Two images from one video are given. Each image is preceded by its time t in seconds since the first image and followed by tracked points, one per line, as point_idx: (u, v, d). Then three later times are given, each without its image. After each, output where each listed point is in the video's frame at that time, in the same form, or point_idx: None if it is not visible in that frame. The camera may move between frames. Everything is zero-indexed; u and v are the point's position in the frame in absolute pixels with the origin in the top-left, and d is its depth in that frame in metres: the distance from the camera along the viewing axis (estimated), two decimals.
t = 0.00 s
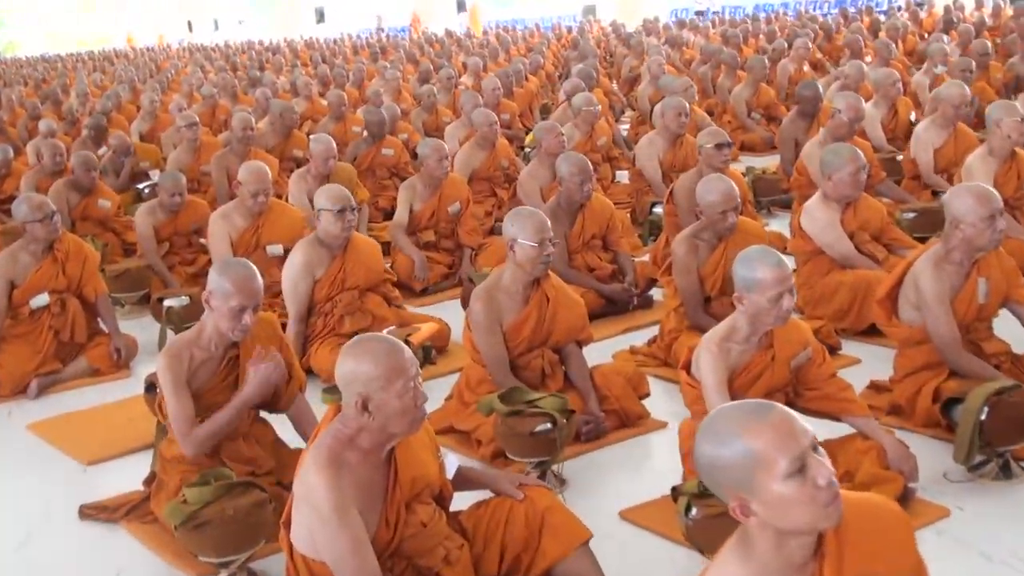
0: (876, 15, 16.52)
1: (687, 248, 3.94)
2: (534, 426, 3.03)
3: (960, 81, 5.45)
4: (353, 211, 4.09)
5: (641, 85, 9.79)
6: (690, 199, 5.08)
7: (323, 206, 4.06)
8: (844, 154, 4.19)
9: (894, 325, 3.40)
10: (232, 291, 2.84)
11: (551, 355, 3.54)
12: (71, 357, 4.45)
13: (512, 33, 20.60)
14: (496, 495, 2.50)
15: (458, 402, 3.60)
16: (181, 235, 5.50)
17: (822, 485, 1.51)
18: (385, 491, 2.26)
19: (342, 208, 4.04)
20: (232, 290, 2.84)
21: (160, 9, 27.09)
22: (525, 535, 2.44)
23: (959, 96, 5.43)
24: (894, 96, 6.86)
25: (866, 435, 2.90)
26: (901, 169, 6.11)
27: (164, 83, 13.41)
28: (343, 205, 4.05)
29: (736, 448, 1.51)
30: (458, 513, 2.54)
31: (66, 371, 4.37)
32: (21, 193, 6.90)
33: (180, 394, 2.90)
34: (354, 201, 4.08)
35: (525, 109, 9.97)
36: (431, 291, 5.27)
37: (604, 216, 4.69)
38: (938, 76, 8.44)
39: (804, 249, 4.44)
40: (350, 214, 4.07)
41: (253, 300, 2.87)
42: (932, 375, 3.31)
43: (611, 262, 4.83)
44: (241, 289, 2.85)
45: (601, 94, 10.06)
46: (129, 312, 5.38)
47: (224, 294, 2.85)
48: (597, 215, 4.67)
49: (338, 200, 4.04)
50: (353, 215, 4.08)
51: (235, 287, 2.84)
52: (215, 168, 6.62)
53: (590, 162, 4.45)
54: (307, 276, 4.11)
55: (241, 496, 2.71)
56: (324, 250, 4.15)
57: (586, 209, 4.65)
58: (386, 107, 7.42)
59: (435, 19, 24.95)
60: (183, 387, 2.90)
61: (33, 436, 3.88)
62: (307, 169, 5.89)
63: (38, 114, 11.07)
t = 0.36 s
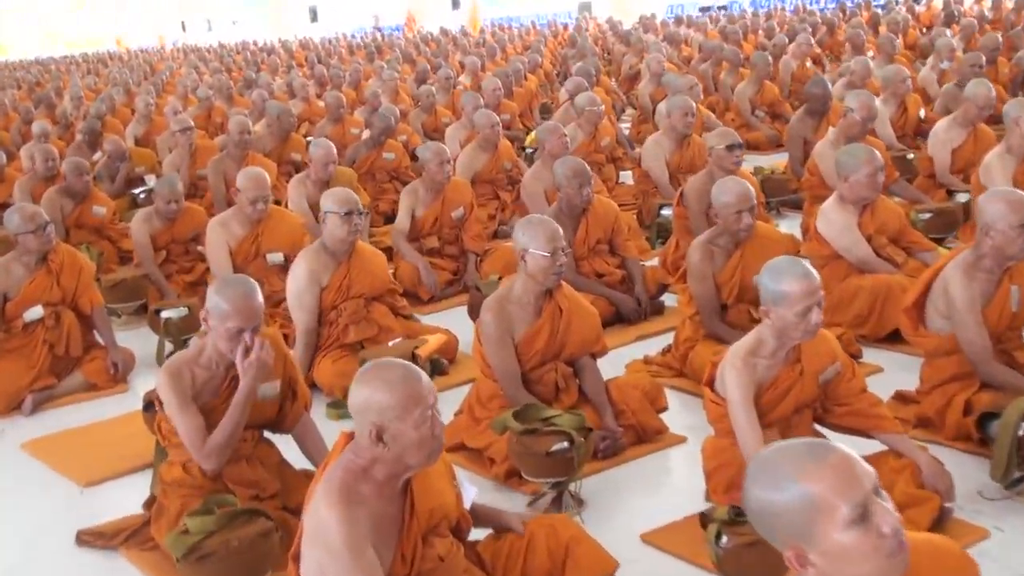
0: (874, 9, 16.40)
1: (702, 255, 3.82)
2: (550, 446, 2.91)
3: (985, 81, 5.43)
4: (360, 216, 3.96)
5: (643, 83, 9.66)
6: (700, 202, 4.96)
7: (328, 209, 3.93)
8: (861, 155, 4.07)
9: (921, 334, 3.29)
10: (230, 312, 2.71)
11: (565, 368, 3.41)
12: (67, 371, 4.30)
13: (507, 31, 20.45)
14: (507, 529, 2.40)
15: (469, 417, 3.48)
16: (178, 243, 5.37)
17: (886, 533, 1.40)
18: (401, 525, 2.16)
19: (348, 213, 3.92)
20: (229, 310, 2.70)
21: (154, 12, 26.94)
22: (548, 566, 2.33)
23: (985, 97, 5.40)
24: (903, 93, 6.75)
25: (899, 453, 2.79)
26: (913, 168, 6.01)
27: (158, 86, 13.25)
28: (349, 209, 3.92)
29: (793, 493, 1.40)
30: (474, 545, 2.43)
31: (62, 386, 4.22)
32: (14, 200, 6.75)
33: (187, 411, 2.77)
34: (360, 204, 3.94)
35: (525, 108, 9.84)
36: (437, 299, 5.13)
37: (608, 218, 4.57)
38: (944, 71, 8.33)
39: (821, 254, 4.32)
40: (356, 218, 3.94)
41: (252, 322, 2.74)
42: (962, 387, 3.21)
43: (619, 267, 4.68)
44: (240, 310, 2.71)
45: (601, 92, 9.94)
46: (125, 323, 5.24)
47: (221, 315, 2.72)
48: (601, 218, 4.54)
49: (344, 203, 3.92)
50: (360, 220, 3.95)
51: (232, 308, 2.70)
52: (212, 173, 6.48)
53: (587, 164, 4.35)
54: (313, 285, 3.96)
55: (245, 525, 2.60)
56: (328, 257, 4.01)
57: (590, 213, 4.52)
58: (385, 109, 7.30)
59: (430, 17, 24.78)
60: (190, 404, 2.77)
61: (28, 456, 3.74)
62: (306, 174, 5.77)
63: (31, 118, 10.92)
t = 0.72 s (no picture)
0: (890, 18, 16.26)
1: (731, 265, 3.69)
2: (576, 463, 2.79)
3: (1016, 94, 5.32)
4: (371, 216, 3.83)
5: (660, 87, 9.53)
6: (725, 210, 4.85)
7: (338, 211, 3.81)
8: (894, 166, 3.94)
9: (960, 355, 3.16)
10: (248, 314, 2.58)
11: (589, 381, 3.29)
12: (72, 369, 4.18)
13: (519, 31, 20.33)
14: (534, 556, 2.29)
15: (488, 429, 3.36)
16: (188, 239, 5.25)
17: None
18: (426, 547, 2.05)
19: (360, 213, 3.79)
20: (248, 312, 2.57)
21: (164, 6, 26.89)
22: None
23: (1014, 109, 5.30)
24: (929, 103, 6.63)
25: (942, 480, 2.67)
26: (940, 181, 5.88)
27: (168, 78, 13.15)
28: (360, 209, 3.80)
29: (871, 541, 1.29)
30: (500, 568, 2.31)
31: (66, 384, 4.10)
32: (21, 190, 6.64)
33: (192, 420, 2.66)
34: (371, 204, 3.82)
35: (540, 110, 9.72)
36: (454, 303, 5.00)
37: (628, 224, 4.37)
38: (968, 82, 8.20)
39: (850, 267, 4.20)
40: (367, 218, 3.81)
41: (273, 323, 2.61)
42: (1004, 411, 3.09)
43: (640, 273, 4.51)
44: (259, 311, 2.58)
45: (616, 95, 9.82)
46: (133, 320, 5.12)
47: (239, 316, 2.59)
48: (620, 223, 4.35)
49: (355, 204, 3.79)
50: (372, 220, 3.83)
51: (252, 310, 2.57)
52: (223, 168, 6.36)
53: (605, 170, 4.16)
54: (325, 288, 3.84)
55: (261, 540, 2.51)
56: (340, 259, 3.89)
57: (608, 218, 4.32)
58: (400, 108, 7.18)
59: (442, 16, 24.68)
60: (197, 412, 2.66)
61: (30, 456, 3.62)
62: (319, 172, 5.65)
63: (40, 108, 10.82)
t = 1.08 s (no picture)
0: (896, 18, 16.13)
1: (767, 276, 3.55)
2: (618, 488, 2.64)
3: None
4: (384, 225, 3.68)
5: (670, 89, 9.39)
6: (751, 216, 4.69)
7: (352, 221, 3.67)
8: (932, 170, 3.80)
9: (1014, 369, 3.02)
10: (276, 324, 2.46)
11: (623, 399, 3.15)
12: (80, 385, 4.03)
13: (521, 33, 20.20)
14: None
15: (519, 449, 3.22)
16: (196, 247, 5.11)
17: None
18: None
19: (374, 223, 3.65)
20: (275, 322, 2.46)
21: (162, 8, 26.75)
22: None
23: None
24: (951, 105, 6.50)
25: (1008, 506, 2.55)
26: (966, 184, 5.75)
27: (169, 81, 13.01)
28: (373, 218, 3.65)
29: None
30: None
31: (75, 401, 3.95)
32: (24, 197, 6.49)
33: (211, 445, 2.47)
34: (385, 212, 3.69)
35: (548, 112, 9.59)
36: (471, 313, 4.87)
37: (655, 232, 4.27)
38: (986, 82, 8.06)
39: (886, 276, 4.07)
40: (381, 228, 3.66)
41: (301, 333, 2.50)
42: None
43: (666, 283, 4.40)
44: (286, 321, 2.47)
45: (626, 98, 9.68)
46: (141, 330, 4.96)
47: (262, 329, 2.47)
48: (647, 231, 4.24)
49: (369, 213, 3.65)
50: (387, 228, 3.68)
51: (278, 319, 2.46)
52: (230, 173, 6.21)
53: (633, 173, 4.08)
54: (343, 299, 3.69)
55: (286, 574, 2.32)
56: (357, 270, 3.74)
57: (636, 225, 4.23)
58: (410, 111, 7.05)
59: (442, 17, 24.56)
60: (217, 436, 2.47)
61: (38, 477, 3.45)
62: (330, 178, 5.51)
63: (41, 111, 10.69)
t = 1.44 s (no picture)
0: (911, 16, 15.96)
1: (811, 285, 3.41)
2: (667, 511, 2.49)
3: None
4: (410, 232, 3.52)
5: (688, 89, 9.26)
6: (785, 220, 4.56)
7: (376, 229, 3.53)
8: (978, 173, 3.66)
9: None
10: (308, 340, 2.34)
11: (666, 414, 3.01)
12: (97, 399, 3.91)
13: (531, 33, 20.09)
14: None
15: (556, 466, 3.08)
16: (213, 254, 4.99)
17: None
18: None
19: (399, 230, 3.49)
20: (306, 338, 2.33)
21: (169, 11, 26.70)
22: None
23: None
24: (982, 105, 6.35)
25: None
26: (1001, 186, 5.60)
27: (179, 83, 12.92)
28: (397, 226, 3.49)
29: None
30: None
31: (91, 415, 3.82)
32: (36, 203, 6.38)
33: (243, 468, 2.34)
34: (410, 219, 3.54)
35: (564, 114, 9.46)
36: (495, 322, 4.73)
37: (689, 238, 4.16)
38: (1013, 81, 7.91)
39: (929, 283, 3.93)
40: (406, 236, 3.50)
41: (333, 348, 2.37)
42: None
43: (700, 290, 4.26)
44: (317, 336, 2.35)
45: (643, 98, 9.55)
46: (158, 340, 4.82)
47: (291, 345, 2.34)
48: (681, 237, 4.14)
49: (392, 219, 3.50)
50: (412, 235, 3.52)
51: (309, 335, 2.34)
52: (245, 178, 6.09)
53: (668, 176, 4.04)
54: (367, 310, 3.53)
55: None
56: (381, 279, 3.58)
57: (670, 229, 4.13)
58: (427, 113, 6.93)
59: (451, 18, 24.45)
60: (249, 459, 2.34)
61: (54, 496, 3.33)
62: (349, 182, 5.39)
63: (51, 115, 10.59)
